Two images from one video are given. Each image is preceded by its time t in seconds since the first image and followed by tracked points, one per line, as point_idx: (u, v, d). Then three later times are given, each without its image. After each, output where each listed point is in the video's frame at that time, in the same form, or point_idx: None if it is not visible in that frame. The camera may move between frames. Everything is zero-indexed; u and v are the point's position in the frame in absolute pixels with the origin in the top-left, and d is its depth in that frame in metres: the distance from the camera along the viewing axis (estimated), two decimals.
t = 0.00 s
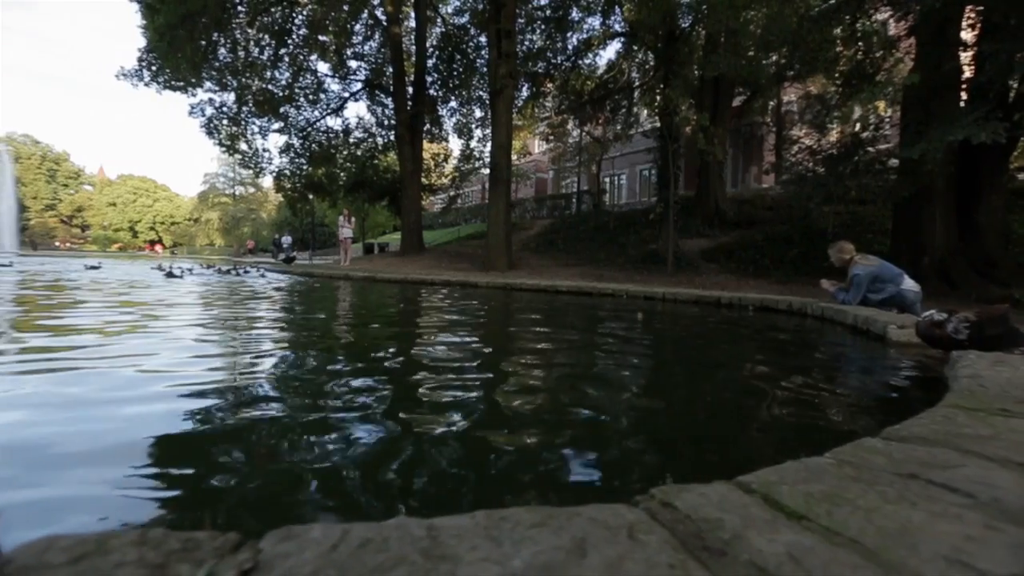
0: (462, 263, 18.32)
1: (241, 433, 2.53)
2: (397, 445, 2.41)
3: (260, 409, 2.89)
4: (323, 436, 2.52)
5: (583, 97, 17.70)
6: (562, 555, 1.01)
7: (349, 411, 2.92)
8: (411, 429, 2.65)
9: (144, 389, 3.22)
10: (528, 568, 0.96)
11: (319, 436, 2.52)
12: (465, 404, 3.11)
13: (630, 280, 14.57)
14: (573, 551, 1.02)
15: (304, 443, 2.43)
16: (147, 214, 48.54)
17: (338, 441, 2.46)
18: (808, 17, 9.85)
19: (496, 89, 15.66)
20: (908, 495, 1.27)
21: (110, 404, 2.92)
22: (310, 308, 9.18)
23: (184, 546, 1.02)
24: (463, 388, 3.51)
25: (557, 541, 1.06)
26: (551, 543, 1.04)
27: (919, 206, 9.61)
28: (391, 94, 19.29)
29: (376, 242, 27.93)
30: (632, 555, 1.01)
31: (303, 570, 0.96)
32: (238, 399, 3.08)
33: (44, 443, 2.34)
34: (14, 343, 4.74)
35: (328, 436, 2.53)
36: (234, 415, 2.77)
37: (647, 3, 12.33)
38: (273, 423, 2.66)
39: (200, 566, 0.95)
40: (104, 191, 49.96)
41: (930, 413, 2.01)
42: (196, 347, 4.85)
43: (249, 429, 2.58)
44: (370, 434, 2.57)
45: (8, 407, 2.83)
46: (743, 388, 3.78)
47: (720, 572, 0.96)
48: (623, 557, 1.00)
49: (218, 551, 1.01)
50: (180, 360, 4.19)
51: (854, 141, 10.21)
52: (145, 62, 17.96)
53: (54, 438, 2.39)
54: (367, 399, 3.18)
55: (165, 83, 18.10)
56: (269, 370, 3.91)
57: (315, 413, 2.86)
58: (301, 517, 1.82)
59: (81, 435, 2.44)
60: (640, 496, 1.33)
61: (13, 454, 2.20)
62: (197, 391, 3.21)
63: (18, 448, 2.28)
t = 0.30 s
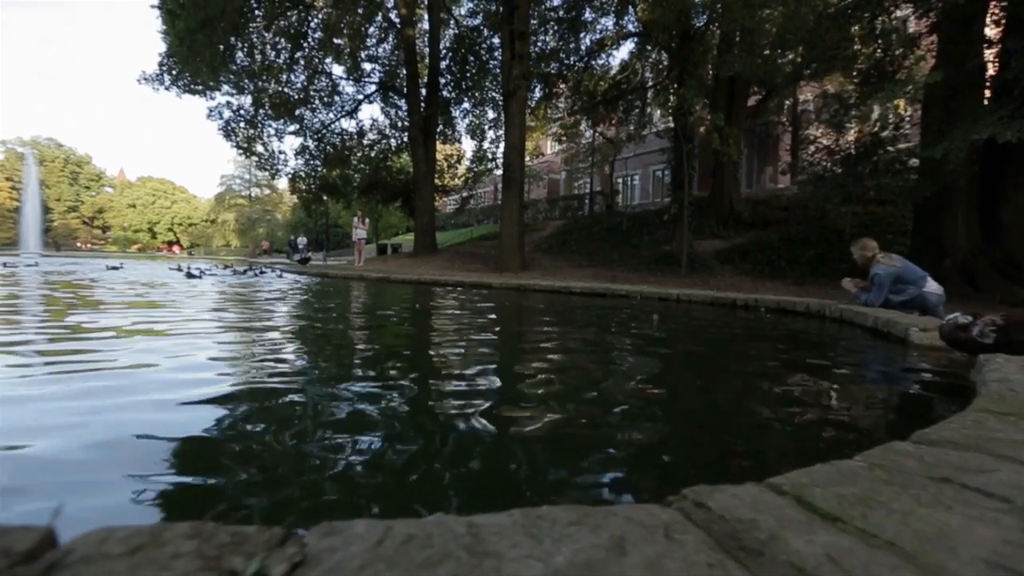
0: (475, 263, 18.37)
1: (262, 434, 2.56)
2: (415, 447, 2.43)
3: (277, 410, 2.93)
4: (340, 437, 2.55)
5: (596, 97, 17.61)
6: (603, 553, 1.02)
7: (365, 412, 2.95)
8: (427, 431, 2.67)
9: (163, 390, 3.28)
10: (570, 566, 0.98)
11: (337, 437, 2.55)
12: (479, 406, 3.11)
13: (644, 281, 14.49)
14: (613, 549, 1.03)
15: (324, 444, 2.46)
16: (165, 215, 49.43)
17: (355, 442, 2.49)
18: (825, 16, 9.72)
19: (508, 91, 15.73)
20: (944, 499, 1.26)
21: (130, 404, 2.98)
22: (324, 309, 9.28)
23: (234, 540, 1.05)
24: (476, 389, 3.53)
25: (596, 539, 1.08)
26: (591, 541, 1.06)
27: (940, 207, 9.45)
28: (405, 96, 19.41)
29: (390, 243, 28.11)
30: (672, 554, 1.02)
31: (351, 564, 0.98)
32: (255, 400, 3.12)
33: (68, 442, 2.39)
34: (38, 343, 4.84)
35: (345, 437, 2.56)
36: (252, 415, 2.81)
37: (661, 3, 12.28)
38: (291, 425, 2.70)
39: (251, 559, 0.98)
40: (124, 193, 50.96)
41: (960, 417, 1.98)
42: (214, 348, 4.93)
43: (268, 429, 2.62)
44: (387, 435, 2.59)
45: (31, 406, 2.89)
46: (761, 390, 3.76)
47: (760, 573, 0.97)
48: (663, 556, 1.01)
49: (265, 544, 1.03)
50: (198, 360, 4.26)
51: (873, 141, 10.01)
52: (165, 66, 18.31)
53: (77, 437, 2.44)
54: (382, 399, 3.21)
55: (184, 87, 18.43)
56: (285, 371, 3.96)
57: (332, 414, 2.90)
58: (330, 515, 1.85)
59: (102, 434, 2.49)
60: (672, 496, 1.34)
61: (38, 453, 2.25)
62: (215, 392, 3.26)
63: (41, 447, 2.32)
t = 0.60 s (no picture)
0: (495, 263, 18.45)
1: (290, 431, 2.62)
2: (441, 446, 2.47)
3: (304, 407, 3.00)
4: (367, 435, 2.61)
5: (616, 96, 17.33)
6: (660, 551, 1.04)
7: (389, 410, 3.00)
8: (453, 431, 2.71)
9: (189, 386, 3.37)
10: (631, 563, 1.00)
11: (365, 435, 2.60)
12: (502, 405, 3.14)
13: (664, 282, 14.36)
14: (670, 547, 1.05)
15: (353, 442, 2.51)
16: (192, 216, 50.68)
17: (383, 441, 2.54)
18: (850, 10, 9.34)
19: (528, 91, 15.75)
20: (998, 504, 1.25)
21: (159, 399, 3.06)
22: (345, 308, 9.41)
23: (301, 531, 1.08)
24: (496, 388, 3.55)
25: (653, 537, 1.09)
26: (647, 539, 1.08)
27: (974, 204, 9.16)
28: (425, 97, 19.57)
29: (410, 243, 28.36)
30: (728, 553, 1.04)
31: (418, 556, 1.01)
32: (281, 398, 3.18)
33: (102, 436, 2.46)
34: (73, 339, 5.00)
35: (372, 435, 2.61)
36: (279, 413, 2.87)
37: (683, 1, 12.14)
38: (319, 422, 2.76)
39: (321, 548, 1.01)
40: (153, 195, 52.48)
41: (1009, 423, 1.94)
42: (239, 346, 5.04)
43: (296, 427, 2.68)
44: (414, 434, 2.64)
45: (64, 401, 2.98)
46: (790, 392, 3.71)
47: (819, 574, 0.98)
48: (721, 556, 1.03)
49: (331, 535, 1.07)
50: (224, 357, 4.37)
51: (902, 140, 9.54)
52: (193, 71, 18.78)
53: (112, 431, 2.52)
54: (406, 398, 3.26)
55: (212, 91, 18.89)
56: (309, 369, 4.04)
57: (358, 412, 2.95)
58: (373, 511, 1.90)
59: (134, 431, 2.56)
60: (719, 496, 1.35)
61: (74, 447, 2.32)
62: (241, 389, 3.34)
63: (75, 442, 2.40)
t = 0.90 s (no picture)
0: (517, 264, 18.48)
1: (314, 430, 2.67)
2: (468, 447, 2.49)
3: (326, 407, 3.03)
4: (392, 435, 2.63)
5: (639, 95, 17.08)
6: (720, 551, 1.06)
7: (410, 409, 3.03)
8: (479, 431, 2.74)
9: (214, 384, 3.44)
10: (692, 563, 1.02)
11: (388, 435, 2.63)
12: (524, 407, 3.14)
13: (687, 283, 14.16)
14: (729, 548, 1.07)
15: (378, 443, 2.54)
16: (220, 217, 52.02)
17: (406, 441, 2.56)
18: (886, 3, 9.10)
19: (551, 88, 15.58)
20: None
21: (183, 396, 3.13)
22: (368, 308, 9.53)
23: (362, 525, 1.10)
24: (517, 389, 3.55)
25: (710, 537, 1.11)
26: (705, 539, 1.09)
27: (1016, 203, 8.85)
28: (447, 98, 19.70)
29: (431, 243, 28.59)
30: (789, 555, 1.05)
31: (482, 550, 1.04)
32: (306, 396, 3.24)
33: (128, 433, 2.52)
34: (106, 336, 5.16)
35: (394, 435, 2.64)
36: (307, 412, 2.92)
37: None
38: (343, 420, 2.81)
39: (387, 541, 1.04)
40: (184, 197, 54.02)
41: None
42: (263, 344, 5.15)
43: (320, 426, 2.72)
44: (439, 434, 2.67)
45: (91, 395, 3.05)
46: (819, 396, 3.65)
47: None
48: (781, 557, 1.05)
49: (393, 529, 1.09)
50: (248, 356, 4.47)
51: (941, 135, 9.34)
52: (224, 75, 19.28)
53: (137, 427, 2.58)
54: (428, 397, 3.29)
55: (241, 95, 19.36)
56: (330, 368, 4.10)
57: (380, 411, 2.99)
58: (415, 507, 1.96)
59: (166, 428, 2.61)
60: (769, 499, 1.35)
61: (99, 443, 2.38)
62: (263, 388, 3.40)
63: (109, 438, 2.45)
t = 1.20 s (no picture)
0: (542, 265, 18.52)
1: (345, 426, 2.74)
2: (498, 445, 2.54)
3: (353, 404, 3.10)
4: (422, 433, 2.69)
5: (665, 94, 16.68)
6: (787, 554, 1.07)
7: (437, 407, 3.10)
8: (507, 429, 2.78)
9: (246, 380, 3.55)
10: (762, 564, 1.03)
11: (417, 433, 2.69)
12: (545, 408, 3.13)
13: (714, 284, 13.91)
14: (797, 551, 1.08)
15: (407, 440, 2.60)
16: (251, 219, 53.48)
17: (435, 440, 2.61)
18: None
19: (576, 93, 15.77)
20: None
21: (216, 390, 3.24)
22: (394, 308, 9.66)
23: (429, 521, 1.12)
24: (541, 390, 3.58)
25: (776, 540, 1.12)
26: (772, 542, 1.10)
27: None
28: (473, 100, 19.85)
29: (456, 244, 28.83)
30: (859, 559, 1.06)
31: (550, 548, 1.06)
32: (331, 394, 3.30)
33: (161, 428, 2.59)
34: (144, 335, 5.35)
35: (421, 432, 2.70)
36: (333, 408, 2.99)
37: None
38: (372, 417, 2.88)
39: (457, 536, 1.05)
40: (217, 200, 55.78)
41: None
42: (291, 343, 5.27)
43: (350, 420, 2.81)
44: (467, 432, 2.72)
45: (122, 393, 3.12)
46: (853, 400, 3.57)
47: None
48: (851, 561, 1.06)
49: (460, 525, 1.10)
50: (279, 354, 4.59)
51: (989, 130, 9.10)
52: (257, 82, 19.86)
53: (173, 421, 2.68)
54: (450, 397, 3.32)
55: (273, 100, 19.90)
56: (357, 367, 4.19)
57: (408, 409, 3.05)
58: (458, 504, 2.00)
59: (200, 424, 2.67)
60: (829, 505, 1.37)
61: (138, 437, 2.45)
62: (292, 384, 3.49)
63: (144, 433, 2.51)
